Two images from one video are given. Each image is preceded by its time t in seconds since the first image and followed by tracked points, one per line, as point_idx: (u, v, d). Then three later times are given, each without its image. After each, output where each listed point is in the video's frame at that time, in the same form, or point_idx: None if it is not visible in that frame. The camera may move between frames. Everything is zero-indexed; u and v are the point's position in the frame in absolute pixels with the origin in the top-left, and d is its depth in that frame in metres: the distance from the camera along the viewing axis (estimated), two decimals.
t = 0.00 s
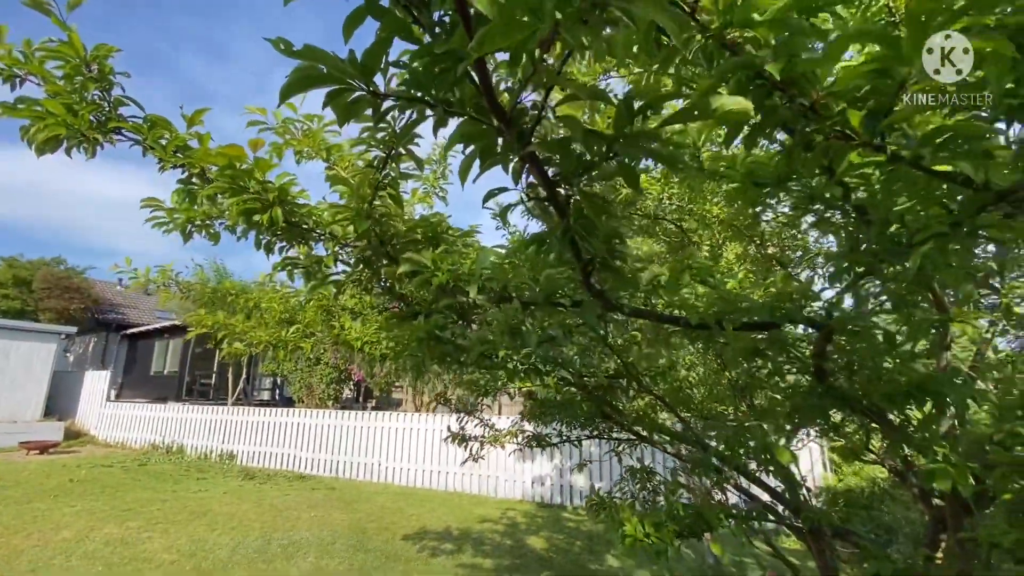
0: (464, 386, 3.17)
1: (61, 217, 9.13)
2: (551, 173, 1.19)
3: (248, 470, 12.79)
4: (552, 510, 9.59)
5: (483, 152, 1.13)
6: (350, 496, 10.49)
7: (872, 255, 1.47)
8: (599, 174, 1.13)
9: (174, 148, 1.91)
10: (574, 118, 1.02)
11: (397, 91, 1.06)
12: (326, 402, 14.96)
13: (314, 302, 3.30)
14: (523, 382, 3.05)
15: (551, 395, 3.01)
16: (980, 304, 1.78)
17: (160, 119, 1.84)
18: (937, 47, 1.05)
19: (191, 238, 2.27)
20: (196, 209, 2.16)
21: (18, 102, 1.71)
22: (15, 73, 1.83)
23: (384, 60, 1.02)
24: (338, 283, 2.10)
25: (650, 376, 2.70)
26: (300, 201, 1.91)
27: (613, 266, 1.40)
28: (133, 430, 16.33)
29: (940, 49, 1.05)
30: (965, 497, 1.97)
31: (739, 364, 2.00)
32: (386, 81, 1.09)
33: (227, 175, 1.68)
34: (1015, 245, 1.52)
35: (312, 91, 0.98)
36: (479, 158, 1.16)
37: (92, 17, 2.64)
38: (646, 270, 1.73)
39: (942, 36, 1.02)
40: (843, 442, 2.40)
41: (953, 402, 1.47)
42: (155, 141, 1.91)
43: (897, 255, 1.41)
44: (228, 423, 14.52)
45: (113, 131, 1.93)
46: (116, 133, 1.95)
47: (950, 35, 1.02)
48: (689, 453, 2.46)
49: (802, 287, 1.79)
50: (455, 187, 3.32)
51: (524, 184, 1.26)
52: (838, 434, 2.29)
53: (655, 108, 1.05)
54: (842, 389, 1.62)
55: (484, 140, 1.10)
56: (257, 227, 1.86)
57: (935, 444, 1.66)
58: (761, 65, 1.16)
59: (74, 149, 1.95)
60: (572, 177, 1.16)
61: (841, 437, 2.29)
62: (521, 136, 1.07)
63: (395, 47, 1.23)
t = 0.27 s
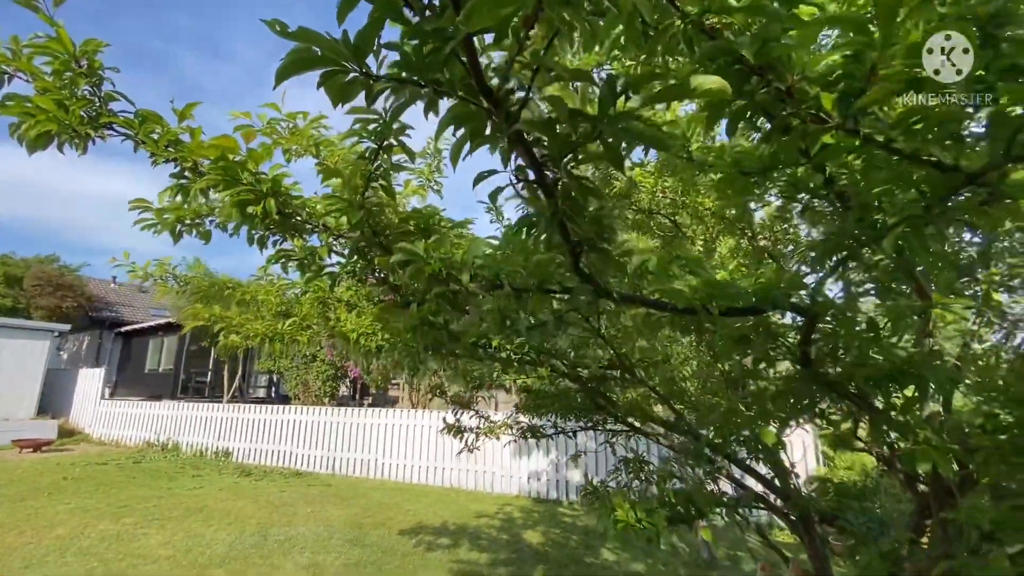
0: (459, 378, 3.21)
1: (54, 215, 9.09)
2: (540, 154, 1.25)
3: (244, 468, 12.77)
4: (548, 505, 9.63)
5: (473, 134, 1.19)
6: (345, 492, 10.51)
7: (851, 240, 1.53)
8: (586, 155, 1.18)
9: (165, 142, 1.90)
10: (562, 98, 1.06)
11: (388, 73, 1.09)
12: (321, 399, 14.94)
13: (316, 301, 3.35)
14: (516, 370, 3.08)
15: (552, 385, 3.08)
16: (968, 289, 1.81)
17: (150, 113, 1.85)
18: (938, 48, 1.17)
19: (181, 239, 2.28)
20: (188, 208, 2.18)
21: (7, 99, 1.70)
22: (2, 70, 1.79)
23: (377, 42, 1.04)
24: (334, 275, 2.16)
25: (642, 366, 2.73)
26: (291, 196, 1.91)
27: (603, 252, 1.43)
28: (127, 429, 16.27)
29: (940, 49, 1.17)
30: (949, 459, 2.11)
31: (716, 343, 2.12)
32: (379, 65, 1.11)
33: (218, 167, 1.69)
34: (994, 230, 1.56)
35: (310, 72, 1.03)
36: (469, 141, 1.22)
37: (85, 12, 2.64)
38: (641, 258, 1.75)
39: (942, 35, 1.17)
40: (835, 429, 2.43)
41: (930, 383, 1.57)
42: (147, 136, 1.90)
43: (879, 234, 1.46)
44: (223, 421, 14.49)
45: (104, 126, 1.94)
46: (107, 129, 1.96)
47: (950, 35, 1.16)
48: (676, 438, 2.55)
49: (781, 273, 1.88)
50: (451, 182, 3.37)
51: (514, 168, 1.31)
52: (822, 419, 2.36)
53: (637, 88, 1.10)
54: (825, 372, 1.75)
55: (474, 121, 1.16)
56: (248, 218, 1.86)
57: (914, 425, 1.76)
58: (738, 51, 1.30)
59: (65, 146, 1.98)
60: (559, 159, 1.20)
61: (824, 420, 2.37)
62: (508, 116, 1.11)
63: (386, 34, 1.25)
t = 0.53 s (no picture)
0: (454, 371, 3.25)
1: (46, 211, 9.05)
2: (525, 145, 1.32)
3: (240, 464, 12.78)
4: (544, 499, 9.70)
5: (461, 123, 1.25)
6: (341, 487, 10.54)
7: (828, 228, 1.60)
8: (567, 140, 1.28)
9: (162, 137, 1.91)
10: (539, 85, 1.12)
11: (376, 63, 1.14)
12: (317, 395, 14.94)
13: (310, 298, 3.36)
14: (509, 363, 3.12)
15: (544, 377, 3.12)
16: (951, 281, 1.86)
17: (146, 107, 1.88)
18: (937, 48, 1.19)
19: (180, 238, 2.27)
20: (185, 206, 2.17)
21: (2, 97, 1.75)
22: None
23: (365, 35, 1.07)
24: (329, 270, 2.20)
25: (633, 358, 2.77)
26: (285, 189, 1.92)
27: (588, 235, 1.52)
28: (122, 426, 16.23)
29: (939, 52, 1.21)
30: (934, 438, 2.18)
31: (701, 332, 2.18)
32: (368, 57, 1.15)
33: (214, 159, 1.72)
34: (974, 221, 1.60)
35: (300, 65, 1.07)
36: (456, 129, 1.28)
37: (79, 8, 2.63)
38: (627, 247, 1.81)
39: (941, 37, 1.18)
40: (821, 415, 2.49)
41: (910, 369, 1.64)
42: (143, 130, 1.93)
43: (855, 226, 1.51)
44: (219, 418, 14.47)
45: (100, 121, 1.94)
46: (104, 124, 1.96)
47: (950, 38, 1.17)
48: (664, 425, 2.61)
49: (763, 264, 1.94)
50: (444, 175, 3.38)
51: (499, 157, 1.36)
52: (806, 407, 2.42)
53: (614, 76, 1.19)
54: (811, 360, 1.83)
55: (461, 111, 1.22)
56: (244, 213, 1.87)
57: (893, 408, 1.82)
58: (710, 45, 1.30)
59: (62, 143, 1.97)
60: (543, 145, 1.29)
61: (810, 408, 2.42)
62: (492, 105, 1.19)
63: (373, 27, 1.28)
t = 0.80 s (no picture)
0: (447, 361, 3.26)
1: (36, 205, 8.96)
2: (511, 127, 1.35)
3: (235, 459, 12.77)
4: (539, 492, 9.77)
5: (448, 107, 1.27)
6: (337, 481, 10.57)
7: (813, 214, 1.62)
8: (553, 121, 1.32)
9: (156, 120, 1.92)
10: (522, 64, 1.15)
11: (364, 46, 1.16)
12: (312, 390, 14.93)
13: (305, 290, 3.36)
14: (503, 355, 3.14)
15: (538, 369, 3.15)
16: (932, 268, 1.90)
17: (140, 90, 1.86)
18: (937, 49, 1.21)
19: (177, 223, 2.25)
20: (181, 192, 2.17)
21: None
22: None
23: (353, 17, 1.09)
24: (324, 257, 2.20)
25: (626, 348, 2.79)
26: (278, 173, 1.93)
27: (572, 215, 1.55)
28: (115, 421, 16.16)
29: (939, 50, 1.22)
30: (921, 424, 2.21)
31: (693, 320, 2.20)
32: (356, 40, 1.16)
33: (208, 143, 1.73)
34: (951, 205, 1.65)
35: (288, 47, 1.08)
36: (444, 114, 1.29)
37: None
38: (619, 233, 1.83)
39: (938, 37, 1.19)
40: (811, 403, 2.52)
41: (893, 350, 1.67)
42: (137, 113, 1.92)
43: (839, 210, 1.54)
44: (213, 413, 14.43)
45: (94, 104, 1.94)
46: (98, 107, 1.96)
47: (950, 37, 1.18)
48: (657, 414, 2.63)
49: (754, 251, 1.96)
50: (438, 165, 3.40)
51: (487, 138, 1.39)
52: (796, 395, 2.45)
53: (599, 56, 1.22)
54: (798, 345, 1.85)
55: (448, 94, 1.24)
56: (238, 196, 1.88)
57: (879, 393, 1.85)
58: (692, 25, 1.29)
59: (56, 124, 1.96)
60: (528, 129, 1.32)
61: (799, 395, 2.46)
62: (477, 87, 1.22)
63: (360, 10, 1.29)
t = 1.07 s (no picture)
0: (441, 348, 3.26)
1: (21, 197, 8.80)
2: (505, 94, 1.35)
3: (227, 452, 12.72)
4: (532, 482, 9.85)
5: (442, 71, 1.27)
6: (330, 474, 10.57)
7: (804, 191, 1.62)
8: (547, 88, 1.32)
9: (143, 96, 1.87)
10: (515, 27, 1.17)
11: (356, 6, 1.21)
12: (305, 383, 14.87)
13: (297, 277, 3.33)
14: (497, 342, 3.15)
15: (531, 357, 3.15)
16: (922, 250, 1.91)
17: (127, 66, 1.82)
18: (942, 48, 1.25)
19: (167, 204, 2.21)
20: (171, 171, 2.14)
21: None
22: None
23: None
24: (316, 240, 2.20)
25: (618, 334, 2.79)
26: (269, 151, 1.91)
27: (563, 186, 1.56)
28: (105, 416, 16.01)
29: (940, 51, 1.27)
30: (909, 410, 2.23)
31: (684, 304, 2.23)
32: None
33: (195, 119, 1.71)
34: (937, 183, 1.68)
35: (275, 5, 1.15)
36: (437, 79, 1.29)
37: None
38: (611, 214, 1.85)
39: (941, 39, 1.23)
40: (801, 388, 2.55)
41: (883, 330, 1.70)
42: (124, 90, 1.88)
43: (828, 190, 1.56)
44: (205, 407, 14.34)
45: (80, 80, 1.90)
46: (83, 83, 1.92)
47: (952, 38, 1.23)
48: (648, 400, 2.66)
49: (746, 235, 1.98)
50: (431, 151, 3.37)
51: (479, 106, 1.38)
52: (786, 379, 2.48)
53: (587, 26, 1.21)
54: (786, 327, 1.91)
55: (440, 56, 1.24)
56: (229, 172, 1.87)
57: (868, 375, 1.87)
58: None
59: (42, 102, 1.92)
60: (521, 95, 1.32)
61: (791, 380, 2.48)
62: (469, 48, 1.21)
63: None
